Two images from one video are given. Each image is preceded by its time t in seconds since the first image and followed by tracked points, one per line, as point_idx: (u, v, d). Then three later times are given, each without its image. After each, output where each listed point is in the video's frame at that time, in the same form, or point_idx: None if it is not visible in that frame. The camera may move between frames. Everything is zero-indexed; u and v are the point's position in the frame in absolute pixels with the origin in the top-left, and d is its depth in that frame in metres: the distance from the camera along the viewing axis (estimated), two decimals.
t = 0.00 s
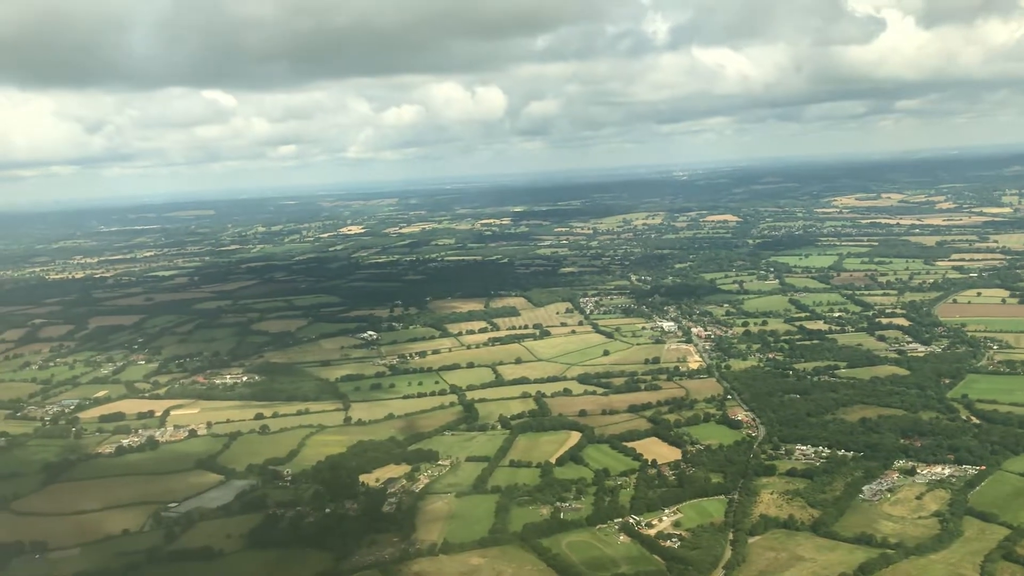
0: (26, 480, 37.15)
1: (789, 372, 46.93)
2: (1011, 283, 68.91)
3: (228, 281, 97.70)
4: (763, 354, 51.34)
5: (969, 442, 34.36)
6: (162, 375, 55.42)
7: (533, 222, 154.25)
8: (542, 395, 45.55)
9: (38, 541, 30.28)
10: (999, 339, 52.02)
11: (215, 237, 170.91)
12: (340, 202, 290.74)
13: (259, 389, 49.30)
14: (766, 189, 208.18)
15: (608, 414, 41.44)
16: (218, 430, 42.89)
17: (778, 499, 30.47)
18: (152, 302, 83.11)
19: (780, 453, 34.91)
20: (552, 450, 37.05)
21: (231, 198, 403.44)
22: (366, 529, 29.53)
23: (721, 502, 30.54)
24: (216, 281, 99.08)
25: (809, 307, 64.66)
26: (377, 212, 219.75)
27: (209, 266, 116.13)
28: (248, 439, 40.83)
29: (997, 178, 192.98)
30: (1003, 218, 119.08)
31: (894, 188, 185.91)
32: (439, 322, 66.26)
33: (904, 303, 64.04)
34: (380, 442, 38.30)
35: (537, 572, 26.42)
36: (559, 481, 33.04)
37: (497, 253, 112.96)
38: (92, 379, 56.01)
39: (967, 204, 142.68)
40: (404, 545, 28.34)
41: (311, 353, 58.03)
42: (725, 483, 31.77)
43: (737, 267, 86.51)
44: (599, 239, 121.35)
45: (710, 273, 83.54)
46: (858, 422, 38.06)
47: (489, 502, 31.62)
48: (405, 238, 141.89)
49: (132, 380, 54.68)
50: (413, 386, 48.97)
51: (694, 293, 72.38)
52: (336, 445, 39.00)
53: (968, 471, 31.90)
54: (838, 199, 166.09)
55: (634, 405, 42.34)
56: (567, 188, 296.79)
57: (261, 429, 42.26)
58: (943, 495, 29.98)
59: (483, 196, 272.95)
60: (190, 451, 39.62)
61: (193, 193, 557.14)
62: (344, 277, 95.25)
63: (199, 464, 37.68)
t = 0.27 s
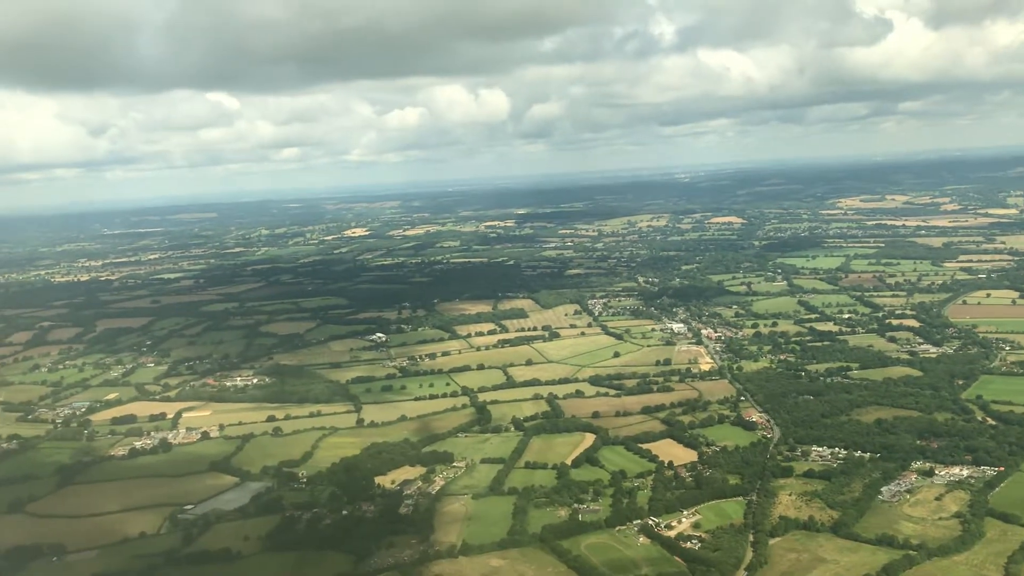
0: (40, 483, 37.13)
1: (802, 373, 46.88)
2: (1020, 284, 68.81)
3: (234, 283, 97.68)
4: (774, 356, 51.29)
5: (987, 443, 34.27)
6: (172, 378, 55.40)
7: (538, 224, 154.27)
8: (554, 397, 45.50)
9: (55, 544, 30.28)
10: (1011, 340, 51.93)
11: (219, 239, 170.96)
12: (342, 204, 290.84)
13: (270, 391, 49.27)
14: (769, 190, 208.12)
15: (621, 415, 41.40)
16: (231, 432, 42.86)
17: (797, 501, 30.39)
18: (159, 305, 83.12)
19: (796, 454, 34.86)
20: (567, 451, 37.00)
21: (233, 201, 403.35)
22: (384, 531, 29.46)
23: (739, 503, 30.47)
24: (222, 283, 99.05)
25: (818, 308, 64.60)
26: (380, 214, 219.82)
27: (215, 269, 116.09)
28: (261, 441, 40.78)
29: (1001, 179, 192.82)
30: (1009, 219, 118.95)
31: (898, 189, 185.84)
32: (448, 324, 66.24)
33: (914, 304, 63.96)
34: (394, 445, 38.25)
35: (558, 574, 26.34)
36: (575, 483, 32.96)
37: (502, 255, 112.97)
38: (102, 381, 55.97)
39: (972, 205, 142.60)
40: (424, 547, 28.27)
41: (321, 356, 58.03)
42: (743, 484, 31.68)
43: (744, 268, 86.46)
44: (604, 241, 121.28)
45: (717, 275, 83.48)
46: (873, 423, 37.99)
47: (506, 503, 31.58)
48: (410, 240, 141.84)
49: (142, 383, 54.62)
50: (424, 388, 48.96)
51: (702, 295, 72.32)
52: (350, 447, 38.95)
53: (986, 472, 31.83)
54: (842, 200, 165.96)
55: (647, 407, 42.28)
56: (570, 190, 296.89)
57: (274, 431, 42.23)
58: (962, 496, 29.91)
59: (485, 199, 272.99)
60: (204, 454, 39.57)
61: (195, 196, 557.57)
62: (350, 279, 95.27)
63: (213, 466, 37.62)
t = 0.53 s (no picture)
0: (50, 484, 37.05)
1: (812, 374, 46.78)
2: None
3: (239, 285, 97.66)
4: (784, 357, 51.20)
5: (1000, 443, 34.14)
6: (180, 379, 55.37)
7: (541, 226, 154.25)
8: (564, 398, 45.44)
9: (67, 544, 30.19)
10: (1020, 340, 51.80)
11: (222, 241, 171.01)
12: (345, 206, 291.05)
13: (278, 392, 49.23)
14: (773, 192, 208.10)
15: (632, 416, 41.32)
16: (240, 433, 42.81)
17: (812, 501, 30.27)
18: (164, 306, 83.11)
19: (809, 455, 34.76)
20: (578, 452, 36.91)
21: (235, 203, 403.56)
22: (397, 531, 29.37)
23: (753, 504, 30.37)
24: (227, 284, 99.01)
25: (826, 309, 64.49)
26: (383, 216, 219.85)
27: (219, 270, 116.14)
28: (271, 442, 40.72)
29: (1005, 180, 192.57)
30: (1014, 220, 118.75)
31: (902, 190, 185.67)
32: (454, 325, 66.20)
33: (922, 305, 63.84)
34: (405, 445, 38.17)
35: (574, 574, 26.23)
36: (588, 483, 32.87)
37: (507, 256, 112.91)
38: (110, 383, 55.90)
39: (977, 207, 142.46)
40: (437, 548, 28.18)
41: (329, 357, 57.98)
42: (756, 485, 31.58)
43: (750, 270, 86.34)
44: (609, 242, 121.25)
45: (723, 276, 83.39)
46: (886, 424, 37.88)
47: (519, 504, 31.49)
48: (414, 241, 141.81)
49: (150, 384, 54.55)
50: (433, 389, 48.90)
51: (709, 296, 72.24)
52: (361, 448, 38.90)
53: (1000, 472, 31.70)
54: (846, 202, 165.80)
55: (658, 407, 42.21)
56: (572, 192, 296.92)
57: (283, 431, 42.17)
58: (977, 496, 29.78)
59: (487, 200, 272.93)
60: (214, 454, 39.48)
61: (196, 198, 557.85)
62: (355, 280, 95.25)
63: (224, 467, 37.56)
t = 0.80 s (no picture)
0: (65, 484, 36.99)
1: (825, 374, 46.68)
2: None
3: (245, 285, 97.66)
4: (795, 357, 51.11)
5: (1018, 443, 34.03)
6: (190, 379, 55.30)
7: (546, 226, 154.26)
8: (576, 397, 45.36)
9: (85, 545, 30.09)
10: None
11: (226, 241, 171.04)
12: (347, 206, 291.26)
13: (289, 392, 49.16)
14: (776, 192, 208.12)
15: (645, 416, 41.22)
16: (253, 433, 42.73)
17: (831, 501, 30.18)
18: (171, 306, 83.05)
19: (826, 455, 34.68)
20: (593, 452, 36.82)
21: (238, 204, 403.17)
22: (415, 531, 29.29)
23: (772, 504, 30.28)
24: (233, 285, 98.98)
25: (836, 309, 64.40)
26: (386, 216, 219.91)
27: (224, 270, 116.15)
28: (284, 442, 40.64)
29: (1009, 180, 192.48)
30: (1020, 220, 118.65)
31: (906, 190, 185.66)
32: (463, 325, 66.12)
33: (931, 305, 63.74)
34: (420, 445, 38.10)
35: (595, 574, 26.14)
36: (605, 483, 32.79)
37: (512, 256, 112.88)
38: (120, 383, 55.84)
39: (981, 206, 142.40)
40: (457, 548, 28.09)
41: (338, 357, 57.92)
42: (775, 485, 31.52)
43: (757, 270, 86.23)
44: (614, 242, 121.19)
45: (731, 276, 83.31)
46: (901, 424, 37.77)
47: (537, 504, 31.40)
48: (418, 242, 141.79)
49: (160, 384, 54.49)
50: (444, 388, 48.83)
51: (717, 296, 72.15)
52: (375, 448, 38.83)
53: (1019, 472, 31.59)
54: (851, 202, 165.72)
55: (671, 407, 42.12)
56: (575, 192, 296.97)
57: (296, 431, 42.09)
58: (997, 496, 29.66)
59: (490, 201, 272.92)
60: (227, 454, 39.41)
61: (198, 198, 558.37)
62: (361, 281, 95.21)
63: (238, 467, 37.48)
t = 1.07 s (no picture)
0: (77, 482, 36.96)
1: (835, 373, 46.65)
2: None
3: (250, 284, 97.59)
4: (805, 356, 51.08)
5: None
6: (199, 378, 55.26)
7: (549, 225, 154.17)
8: (586, 396, 45.33)
9: (100, 543, 30.08)
10: None
11: (229, 241, 171.02)
12: (349, 206, 291.21)
13: (299, 391, 49.12)
14: (779, 191, 208.06)
15: (657, 415, 41.19)
16: (264, 431, 42.69)
17: (846, 500, 30.16)
18: (177, 305, 82.99)
19: (840, 453, 34.67)
20: (606, 451, 36.80)
21: (240, 203, 402.80)
22: (431, 529, 29.27)
23: (788, 502, 30.26)
24: (238, 284, 98.94)
25: (843, 308, 64.34)
26: (388, 216, 219.84)
27: (229, 270, 116.11)
28: (295, 440, 40.61)
29: (1012, 180, 192.38)
30: None
31: (909, 190, 185.67)
32: (470, 324, 66.06)
33: (939, 304, 63.70)
34: (432, 444, 38.08)
35: (613, 572, 26.09)
36: (620, 482, 32.77)
37: (517, 256, 112.82)
38: (128, 382, 55.82)
39: (985, 206, 142.37)
40: (473, 546, 28.06)
41: (346, 356, 57.89)
42: (789, 483, 31.51)
43: (763, 269, 86.13)
44: (618, 242, 121.12)
45: (736, 275, 83.25)
46: (914, 422, 37.74)
47: (552, 503, 31.38)
48: (422, 241, 141.74)
49: (168, 383, 54.46)
50: (454, 387, 48.79)
51: (724, 295, 72.10)
52: (387, 446, 38.82)
53: None
54: (854, 201, 165.64)
55: (682, 406, 42.09)
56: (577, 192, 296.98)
57: (307, 430, 42.05)
58: (1014, 494, 29.61)
59: (491, 200, 272.82)
60: (239, 453, 39.38)
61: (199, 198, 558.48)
62: (366, 280, 95.16)
63: (251, 465, 37.45)
